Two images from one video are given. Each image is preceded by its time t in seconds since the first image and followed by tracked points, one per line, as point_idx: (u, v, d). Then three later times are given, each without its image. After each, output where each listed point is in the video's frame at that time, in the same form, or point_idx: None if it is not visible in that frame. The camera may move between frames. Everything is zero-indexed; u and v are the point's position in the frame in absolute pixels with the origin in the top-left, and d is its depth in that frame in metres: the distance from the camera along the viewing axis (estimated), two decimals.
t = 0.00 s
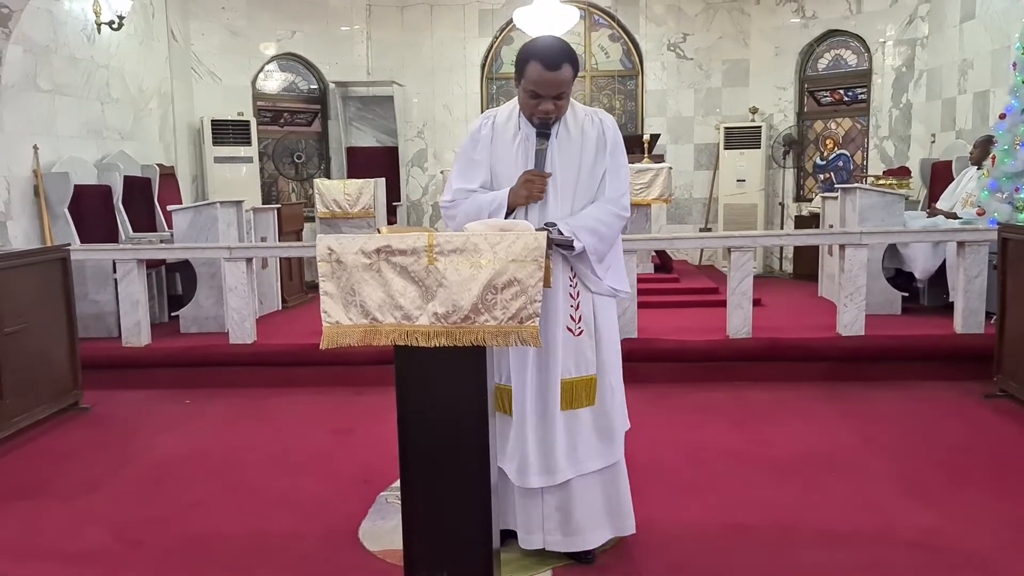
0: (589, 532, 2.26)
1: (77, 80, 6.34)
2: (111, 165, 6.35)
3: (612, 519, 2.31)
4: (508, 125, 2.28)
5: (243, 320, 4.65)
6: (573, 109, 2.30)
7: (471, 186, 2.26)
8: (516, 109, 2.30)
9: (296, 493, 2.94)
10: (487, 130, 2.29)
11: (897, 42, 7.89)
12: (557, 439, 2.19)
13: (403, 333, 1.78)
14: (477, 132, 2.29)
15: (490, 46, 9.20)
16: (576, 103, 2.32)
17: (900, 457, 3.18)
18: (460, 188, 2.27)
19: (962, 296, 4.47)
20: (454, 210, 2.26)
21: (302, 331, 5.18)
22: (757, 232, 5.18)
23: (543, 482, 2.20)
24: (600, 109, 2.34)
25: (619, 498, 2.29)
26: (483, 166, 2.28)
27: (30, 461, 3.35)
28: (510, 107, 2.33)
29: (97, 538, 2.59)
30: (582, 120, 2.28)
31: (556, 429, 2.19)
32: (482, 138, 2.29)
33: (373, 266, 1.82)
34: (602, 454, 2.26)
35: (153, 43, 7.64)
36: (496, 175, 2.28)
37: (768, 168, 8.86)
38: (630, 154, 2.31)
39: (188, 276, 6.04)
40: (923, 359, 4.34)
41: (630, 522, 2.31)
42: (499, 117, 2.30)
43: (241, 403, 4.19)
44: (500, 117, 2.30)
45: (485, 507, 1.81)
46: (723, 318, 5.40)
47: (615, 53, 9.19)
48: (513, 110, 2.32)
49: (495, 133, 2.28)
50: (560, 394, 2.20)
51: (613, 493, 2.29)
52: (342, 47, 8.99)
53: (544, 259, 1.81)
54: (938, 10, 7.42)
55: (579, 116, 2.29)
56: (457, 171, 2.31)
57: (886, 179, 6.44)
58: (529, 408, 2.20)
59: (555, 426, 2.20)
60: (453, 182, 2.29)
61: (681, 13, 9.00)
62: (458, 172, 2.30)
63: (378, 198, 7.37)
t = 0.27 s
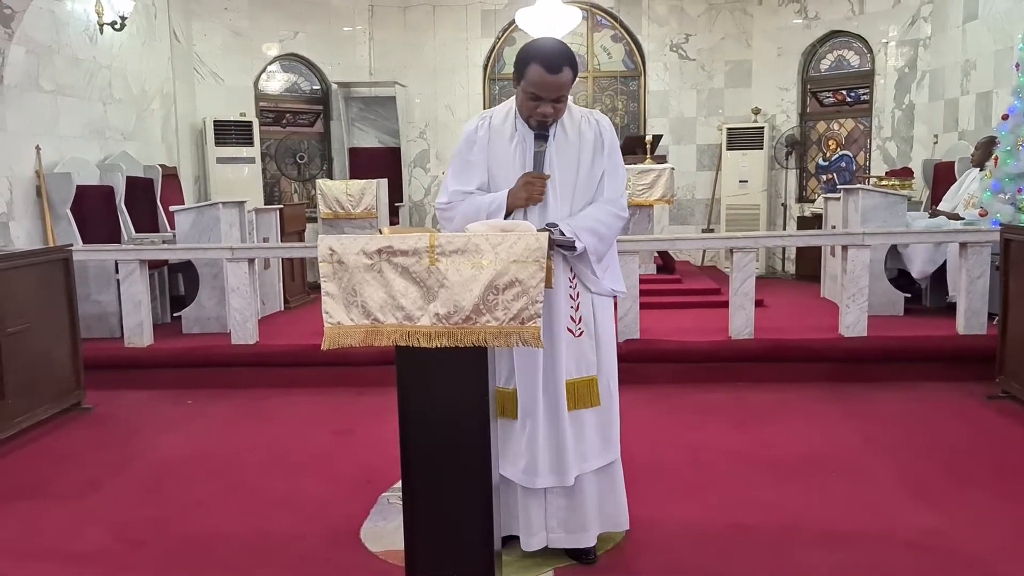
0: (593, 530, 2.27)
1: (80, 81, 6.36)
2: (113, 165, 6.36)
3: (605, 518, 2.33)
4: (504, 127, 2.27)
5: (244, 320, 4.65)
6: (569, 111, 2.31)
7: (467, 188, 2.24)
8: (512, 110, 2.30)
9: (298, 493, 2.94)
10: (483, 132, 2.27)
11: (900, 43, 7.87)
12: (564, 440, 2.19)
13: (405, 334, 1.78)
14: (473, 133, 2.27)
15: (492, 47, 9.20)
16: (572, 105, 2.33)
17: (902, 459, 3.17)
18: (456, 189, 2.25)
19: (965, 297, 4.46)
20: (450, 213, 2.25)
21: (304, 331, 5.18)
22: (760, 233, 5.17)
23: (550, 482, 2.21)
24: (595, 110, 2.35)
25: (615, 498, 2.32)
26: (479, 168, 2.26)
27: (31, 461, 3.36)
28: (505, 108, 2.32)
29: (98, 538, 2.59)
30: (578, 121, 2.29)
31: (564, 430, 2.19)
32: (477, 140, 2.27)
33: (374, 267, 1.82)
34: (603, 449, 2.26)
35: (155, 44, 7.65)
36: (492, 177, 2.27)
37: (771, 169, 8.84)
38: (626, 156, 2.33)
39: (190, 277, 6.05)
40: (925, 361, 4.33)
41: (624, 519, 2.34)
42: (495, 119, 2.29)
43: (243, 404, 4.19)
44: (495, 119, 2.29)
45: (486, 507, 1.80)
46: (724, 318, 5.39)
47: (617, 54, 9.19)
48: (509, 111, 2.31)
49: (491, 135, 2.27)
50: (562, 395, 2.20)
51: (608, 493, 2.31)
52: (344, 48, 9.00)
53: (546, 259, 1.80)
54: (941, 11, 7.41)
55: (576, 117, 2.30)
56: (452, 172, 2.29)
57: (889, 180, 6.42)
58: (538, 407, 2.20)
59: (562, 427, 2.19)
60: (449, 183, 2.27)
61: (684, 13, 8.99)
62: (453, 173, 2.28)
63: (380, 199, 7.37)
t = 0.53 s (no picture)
0: (588, 532, 2.27)
1: (84, 82, 6.37)
2: (117, 167, 6.37)
3: (605, 521, 2.33)
4: (503, 130, 2.27)
5: (248, 321, 4.65)
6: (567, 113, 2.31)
7: (466, 191, 2.25)
8: (510, 112, 2.29)
9: (301, 495, 2.94)
10: (482, 134, 2.27)
11: (904, 44, 7.86)
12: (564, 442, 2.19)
13: (409, 336, 1.78)
14: (471, 135, 2.27)
15: (496, 48, 9.20)
16: (571, 107, 2.33)
17: (907, 460, 3.17)
18: (454, 192, 2.26)
19: (969, 299, 4.45)
20: (448, 215, 2.25)
21: (307, 333, 5.19)
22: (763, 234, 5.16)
23: (549, 483, 2.21)
24: (593, 112, 2.35)
25: (614, 501, 2.32)
26: (477, 171, 2.27)
27: (36, 463, 3.36)
28: (503, 110, 2.32)
29: (102, 539, 2.59)
30: (578, 123, 2.29)
31: (565, 431, 2.19)
32: (476, 142, 2.27)
33: (378, 269, 1.82)
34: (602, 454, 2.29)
35: (159, 45, 7.66)
36: (491, 179, 2.28)
37: (775, 170, 8.84)
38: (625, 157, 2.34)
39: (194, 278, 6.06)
40: (929, 362, 4.32)
41: (623, 521, 2.35)
42: (494, 121, 2.29)
43: (246, 405, 4.20)
44: (494, 121, 2.29)
45: (489, 510, 1.80)
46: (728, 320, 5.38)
47: (620, 55, 9.19)
48: (507, 113, 2.31)
49: (490, 137, 2.27)
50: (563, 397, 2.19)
51: (607, 494, 2.32)
52: (348, 50, 9.01)
53: (550, 261, 1.80)
54: (945, 12, 7.40)
55: (575, 119, 2.30)
56: (451, 175, 2.29)
57: (893, 180, 6.41)
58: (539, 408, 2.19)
59: (562, 429, 2.20)
60: (447, 186, 2.28)
61: (687, 14, 8.99)
62: (451, 176, 2.29)
63: (384, 200, 7.37)
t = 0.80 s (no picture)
0: (592, 532, 2.27)
1: (85, 83, 6.37)
2: (118, 167, 6.37)
3: (607, 522, 2.32)
4: (502, 129, 2.26)
5: (250, 322, 4.65)
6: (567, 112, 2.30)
7: (465, 191, 2.24)
8: (509, 112, 2.29)
9: (303, 495, 2.93)
10: (481, 134, 2.26)
11: (906, 44, 7.85)
12: (559, 441, 2.19)
13: (412, 336, 1.78)
14: (470, 135, 2.26)
15: (497, 48, 9.20)
16: (570, 107, 2.33)
17: (909, 461, 3.16)
18: (453, 192, 2.25)
19: (971, 299, 4.44)
20: (447, 215, 2.24)
21: (309, 333, 5.19)
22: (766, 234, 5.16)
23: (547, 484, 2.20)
24: (592, 111, 2.35)
25: (618, 500, 2.32)
26: (476, 170, 2.26)
27: (38, 463, 3.36)
28: (502, 109, 2.31)
29: (104, 540, 2.59)
30: (577, 122, 2.29)
31: (560, 430, 2.19)
32: (475, 141, 2.27)
33: (381, 269, 1.82)
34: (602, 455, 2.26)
35: (160, 45, 7.66)
36: (490, 179, 2.27)
37: (776, 170, 8.83)
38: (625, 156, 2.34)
39: (196, 279, 6.06)
40: (932, 362, 4.31)
41: (627, 522, 2.34)
42: (493, 120, 2.28)
43: (248, 405, 4.19)
44: (493, 120, 2.28)
45: (492, 511, 1.80)
46: (730, 320, 5.38)
47: (622, 55, 9.18)
48: (506, 112, 2.30)
49: (489, 136, 2.26)
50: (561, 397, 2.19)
51: (610, 494, 2.31)
52: (349, 50, 9.01)
53: (553, 261, 1.80)
54: (947, 12, 7.39)
55: (573, 118, 2.29)
56: (449, 175, 2.29)
57: (895, 180, 6.41)
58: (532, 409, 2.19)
59: (559, 429, 2.19)
60: (446, 186, 2.27)
61: (689, 15, 8.98)
62: (450, 176, 2.29)
63: (386, 200, 7.37)
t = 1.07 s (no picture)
0: (595, 532, 2.27)
1: (89, 83, 6.38)
2: (121, 167, 6.38)
3: (611, 523, 2.32)
4: (503, 128, 2.26)
5: (253, 322, 4.65)
6: (568, 112, 2.30)
7: (466, 189, 2.24)
8: (510, 112, 2.28)
9: (306, 495, 2.93)
10: (482, 133, 2.26)
11: (909, 44, 7.84)
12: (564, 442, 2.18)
13: (416, 336, 1.77)
14: (471, 134, 2.26)
15: (500, 49, 9.20)
16: (571, 107, 2.32)
17: (914, 461, 3.15)
18: (455, 190, 2.25)
19: (975, 299, 4.43)
20: (448, 214, 2.24)
21: (312, 333, 5.19)
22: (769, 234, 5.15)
23: (551, 484, 2.19)
24: (594, 111, 2.35)
25: (619, 500, 2.31)
26: (478, 169, 2.26)
27: (41, 464, 3.36)
28: (503, 109, 2.31)
29: (108, 541, 2.59)
30: (578, 122, 2.28)
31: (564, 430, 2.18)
32: (476, 141, 2.27)
33: (385, 269, 1.81)
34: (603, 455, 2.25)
35: (163, 45, 7.66)
36: (491, 179, 2.27)
37: (779, 170, 8.82)
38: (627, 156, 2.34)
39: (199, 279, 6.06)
40: (935, 363, 4.30)
41: (628, 522, 2.34)
42: (494, 120, 2.28)
43: (251, 406, 4.19)
44: (495, 120, 2.28)
45: (496, 512, 1.80)
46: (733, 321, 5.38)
47: (625, 56, 9.18)
48: (508, 112, 2.30)
49: (490, 135, 2.26)
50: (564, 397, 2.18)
51: (611, 495, 2.30)
52: (352, 51, 9.02)
53: (557, 261, 1.80)
54: (951, 12, 7.39)
55: (575, 118, 2.29)
56: (451, 174, 2.29)
57: (898, 181, 6.40)
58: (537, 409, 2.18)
59: (563, 428, 2.18)
60: (448, 185, 2.27)
61: (692, 15, 8.98)
62: (452, 176, 2.29)
63: (389, 201, 7.37)
